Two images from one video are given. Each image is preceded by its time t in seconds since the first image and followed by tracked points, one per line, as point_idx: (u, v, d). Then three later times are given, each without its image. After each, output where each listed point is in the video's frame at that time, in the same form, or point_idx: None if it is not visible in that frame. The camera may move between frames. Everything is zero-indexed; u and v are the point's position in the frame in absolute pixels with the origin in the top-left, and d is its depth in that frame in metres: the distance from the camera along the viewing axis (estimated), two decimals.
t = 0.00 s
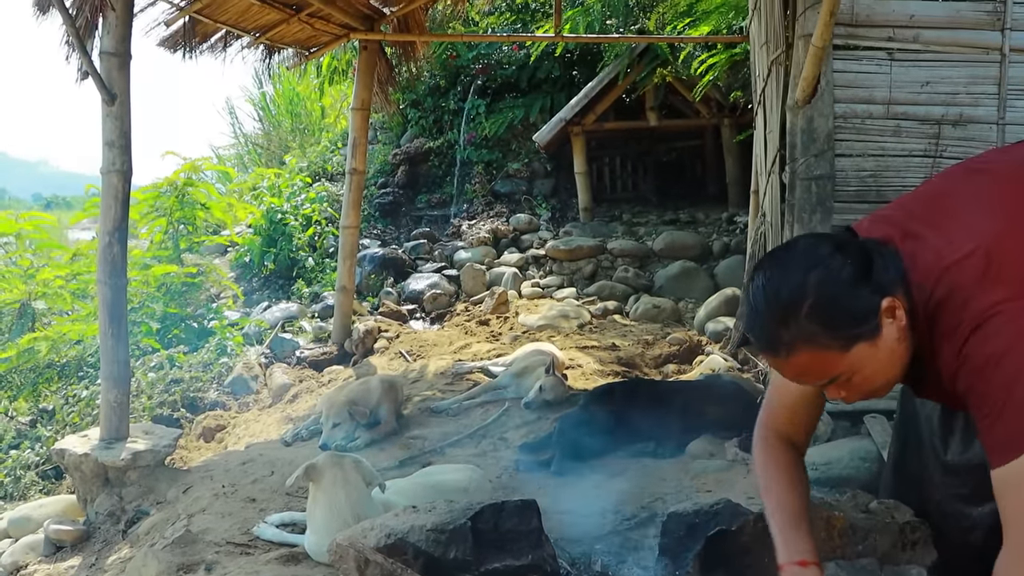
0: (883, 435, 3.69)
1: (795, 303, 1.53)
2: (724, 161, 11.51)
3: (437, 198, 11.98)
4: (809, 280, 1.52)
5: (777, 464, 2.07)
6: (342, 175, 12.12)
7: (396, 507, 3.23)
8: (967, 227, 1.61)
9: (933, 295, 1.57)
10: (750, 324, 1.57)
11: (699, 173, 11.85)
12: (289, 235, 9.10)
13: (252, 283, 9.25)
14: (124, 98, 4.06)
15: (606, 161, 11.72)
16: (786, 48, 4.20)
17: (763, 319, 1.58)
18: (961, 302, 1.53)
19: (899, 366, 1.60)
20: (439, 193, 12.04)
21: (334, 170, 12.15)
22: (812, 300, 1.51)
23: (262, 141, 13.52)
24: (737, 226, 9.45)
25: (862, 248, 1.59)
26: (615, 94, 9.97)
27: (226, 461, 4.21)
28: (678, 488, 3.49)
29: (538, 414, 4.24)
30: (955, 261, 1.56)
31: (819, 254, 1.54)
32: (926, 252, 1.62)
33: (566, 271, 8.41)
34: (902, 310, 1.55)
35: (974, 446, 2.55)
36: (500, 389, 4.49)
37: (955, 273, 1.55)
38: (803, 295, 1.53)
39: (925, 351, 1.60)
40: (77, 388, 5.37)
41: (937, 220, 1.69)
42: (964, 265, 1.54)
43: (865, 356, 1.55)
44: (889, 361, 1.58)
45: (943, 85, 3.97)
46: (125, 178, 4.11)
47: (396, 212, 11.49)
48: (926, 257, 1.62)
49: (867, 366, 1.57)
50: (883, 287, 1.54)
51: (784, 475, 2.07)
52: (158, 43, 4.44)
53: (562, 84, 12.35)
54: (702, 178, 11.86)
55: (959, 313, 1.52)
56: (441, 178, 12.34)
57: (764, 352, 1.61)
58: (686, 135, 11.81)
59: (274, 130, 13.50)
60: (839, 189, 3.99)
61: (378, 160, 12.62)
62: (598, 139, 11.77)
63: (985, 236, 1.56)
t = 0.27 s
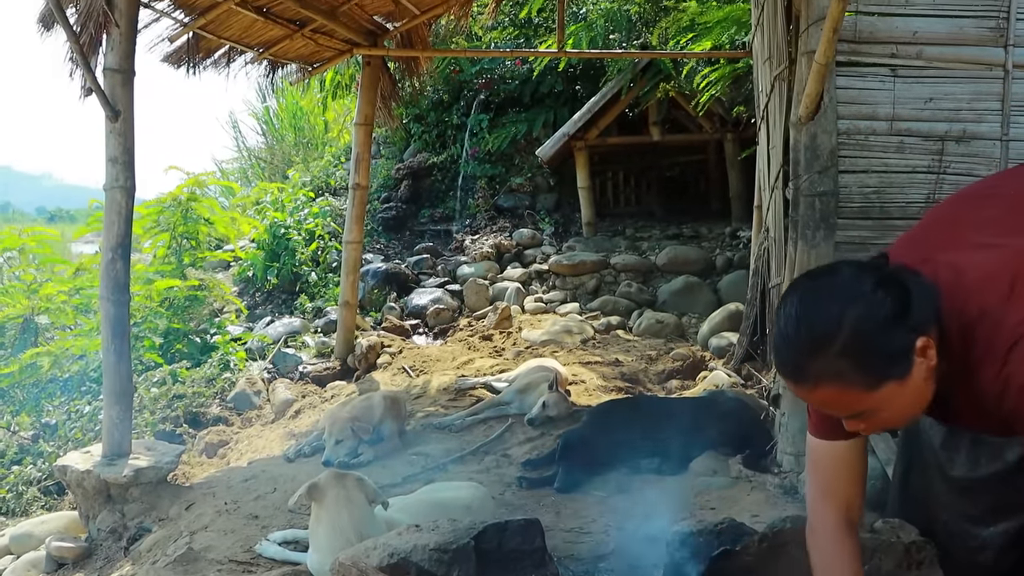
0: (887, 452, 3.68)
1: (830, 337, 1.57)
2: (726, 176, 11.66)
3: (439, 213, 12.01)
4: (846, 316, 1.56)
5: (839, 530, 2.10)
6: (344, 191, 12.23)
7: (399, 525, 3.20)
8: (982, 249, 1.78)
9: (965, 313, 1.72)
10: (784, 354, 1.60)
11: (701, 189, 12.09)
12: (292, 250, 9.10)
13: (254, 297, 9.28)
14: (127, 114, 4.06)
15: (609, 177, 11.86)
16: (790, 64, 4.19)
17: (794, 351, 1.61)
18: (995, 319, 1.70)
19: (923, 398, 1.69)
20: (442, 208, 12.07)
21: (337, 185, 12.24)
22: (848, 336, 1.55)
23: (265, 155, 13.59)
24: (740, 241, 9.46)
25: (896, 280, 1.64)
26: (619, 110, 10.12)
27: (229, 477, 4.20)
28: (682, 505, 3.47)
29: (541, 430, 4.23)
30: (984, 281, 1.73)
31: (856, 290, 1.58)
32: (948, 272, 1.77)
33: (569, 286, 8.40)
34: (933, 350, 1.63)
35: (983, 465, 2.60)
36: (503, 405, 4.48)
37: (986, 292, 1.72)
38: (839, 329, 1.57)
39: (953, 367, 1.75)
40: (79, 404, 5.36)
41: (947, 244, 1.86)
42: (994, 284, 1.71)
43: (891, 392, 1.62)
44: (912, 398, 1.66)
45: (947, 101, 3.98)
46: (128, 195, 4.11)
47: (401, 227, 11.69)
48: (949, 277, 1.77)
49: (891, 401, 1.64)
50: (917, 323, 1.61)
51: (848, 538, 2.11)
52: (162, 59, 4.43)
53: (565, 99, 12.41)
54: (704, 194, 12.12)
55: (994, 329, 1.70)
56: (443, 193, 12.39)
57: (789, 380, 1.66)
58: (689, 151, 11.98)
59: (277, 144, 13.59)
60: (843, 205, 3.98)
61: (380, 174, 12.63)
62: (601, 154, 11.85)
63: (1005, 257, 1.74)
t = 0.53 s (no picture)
0: (894, 472, 3.63)
1: (844, 340, 1.55)
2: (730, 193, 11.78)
3: (443, 229, 11.96)
4: (861, 319, 1.55)
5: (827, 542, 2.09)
6: (348, 207, 12.14)
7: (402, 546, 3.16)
8: (993, 257, 1.81)
9: (984, 320, 1.73)
10: (795, 354, 1.58)
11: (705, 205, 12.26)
12: (296, 266, 9.11)
13: (258, 314, 9.13)
14: (131, 132, 4.05)
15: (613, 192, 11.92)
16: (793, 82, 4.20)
17: (805, 352, 1.59)
18: (1014, 325, 1.72)
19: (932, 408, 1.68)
20: (445, 225, 12.04)
21: (341, 201, 12.18)
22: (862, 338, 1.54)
23: (269, 170, 13.67)
24: (744, 256, 9.46)
25: (912, 286, 1.63)
26: (622, 126, 10.15)
27: (232, 495, 4.20)
28: (687, 525, 3.45)
29: (545, 448, 4.21)
30: (1001, 289, 1.74)
31: (874, 294, 1.57)
32: (964, 279, 1.78)
33: (572, 302, 8.42)
34: (944, 362, 1.62)
35: (992, 484, 2.50)
36: (507, 423, 4.48)
37: (1004, 299, 1.73)
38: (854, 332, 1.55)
39: (968, 374, 1.76)
40: (83, 421, 5.37)
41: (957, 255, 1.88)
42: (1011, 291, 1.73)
43: (900, 401, 1.61)
44: (920, 409, 1.65)
45: (950, 119, 3.97)
46: (132, 213, 4.12)
47: (404, 243, 11.58)
48: (965, 286, 1.77)
49: (898, 411, 1.63)
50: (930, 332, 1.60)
51: (839, 559, 2.09)
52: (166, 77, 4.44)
53: (568, 115, 12.45)
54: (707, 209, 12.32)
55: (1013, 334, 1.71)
56: (447, 209, 12.41)
57: (798, 382, 1.64)
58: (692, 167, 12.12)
59: (281, 159, 13.72)
60: (847, 223, 3.97)
61: (384, 190, 12.68)
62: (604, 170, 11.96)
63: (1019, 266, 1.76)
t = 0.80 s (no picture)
0: (899, 490, 3.59)
1: (820, 325, 1.60)
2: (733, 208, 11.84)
3: (445, 245, 11.95)
4: (839, 308, 1.58)
5: (790, 513, 2.10)
6: (350, 222, 12.10)
7: (406, 567, 3.13)
8: (993, 260, 1.75)
9: (976, 321, 1.69)
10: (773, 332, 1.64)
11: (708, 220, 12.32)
12: (298, 282, 9.13)
13: (260, 329, 9.24)
14: (134, 150, 4.06)
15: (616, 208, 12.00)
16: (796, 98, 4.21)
17: (785, 332, 1.65)
18: (1006, 329, 1.68)
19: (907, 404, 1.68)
20: (448, 240, 12.04)
21: (343, 216, 12.20)
22: (837, 327, 1.58)
23: (271, 185, 13.85)
24: (748, 272, 9.48)
25: (907, 285, 1.63)
26: (624, 142, 10.10)
27: (234, 514, 4.20)
28: (691, 545, 3.42)
29: (548, 466, 4.20)
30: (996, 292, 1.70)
31: (863, 288, 1.59)
32: (961, 281, 1.73)
33: (575, 318, 8.44)
34: (920, 363, 1.61)
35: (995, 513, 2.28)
36: (511, 440, 4.47)
37: (998, 303, 1.69)
38: (830, 318, 1.59)
39: (954, 375, 1.72)
40: (85, 438, 5.38)
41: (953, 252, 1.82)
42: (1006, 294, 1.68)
43: (869, 395, 1.63)
44: (892, 405, 1.66)
45: (954, 137, 3.97)
46: (135, 232, 4.12)
47: (407, 258, 11.64)
48: (959, 286, 1.73)
49: (868, 404, 1.65)
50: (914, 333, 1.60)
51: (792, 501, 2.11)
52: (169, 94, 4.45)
53: (571, 130, 12.50)
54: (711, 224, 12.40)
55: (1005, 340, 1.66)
56: (449, 226, 12.40)
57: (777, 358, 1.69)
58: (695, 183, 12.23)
59: (284, 173, 13.87)
60: (851, 241, 3.99)
61: (387, 206, 12.71)
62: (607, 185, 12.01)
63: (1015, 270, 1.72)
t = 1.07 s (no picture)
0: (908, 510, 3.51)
1: (807, 332, 1.51)
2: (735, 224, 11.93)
3: (449, 262, 12.30)
4: (827, 315, 1.50)
5: (751, 503, 2.05)
6: (352, 239, 12.53)
7: None
8: (988, 287, 1.60)
9: (944, 341, 1.55)
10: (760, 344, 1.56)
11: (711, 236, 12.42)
12: (301, 300, 9.21)
13: (264, 347, 9.29)
14: (138, 171, 4.08)
15: (619, 224, 12.15)
16: (799, 116, 4.19)
17: (773, 339, 1.56)
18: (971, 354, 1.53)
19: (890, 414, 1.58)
20: (451, 257, 12.41)
21: (346, 234, 12.58)
22: (825, 333, 1.49)
23: (275, 202, 13.86)
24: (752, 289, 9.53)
25: (891, 296, 1.55)
26: (627, 159, 10.11)
27: (238, 535, 4.19)
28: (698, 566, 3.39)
29: (553, 486, 4.18)
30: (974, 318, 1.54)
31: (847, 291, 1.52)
32: (947, 301, 1.59)
33: (579, 336, 8.47)
34: (906, 373, 1.52)
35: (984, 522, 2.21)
36: (515, 460, 4.46)
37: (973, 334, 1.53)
38: (817, 326, 1.51)
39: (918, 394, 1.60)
40: (88, 458, 5.38)
41: (958, 272, 1.67)
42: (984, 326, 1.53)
43: (855, 403, 1.53)
44: (877, 416, 1.56)
45: (958, 155, 3.97)
46: (139, 253, 4.13)
47: (411, 276, 11.98)
48: (943, 306, 1.59)
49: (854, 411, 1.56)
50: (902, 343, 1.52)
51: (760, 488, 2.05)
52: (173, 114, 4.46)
53: (574, 147, 12.46)
54: (714, 241, 12.49)
55: (958, 369, 1.52)
56: (452, 242, 12.75)
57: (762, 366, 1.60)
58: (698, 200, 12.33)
59: (287, 190, 13.97)
60: (855, 260, 3.98)
61: (390, 224, 13.06)
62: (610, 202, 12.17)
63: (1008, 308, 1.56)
